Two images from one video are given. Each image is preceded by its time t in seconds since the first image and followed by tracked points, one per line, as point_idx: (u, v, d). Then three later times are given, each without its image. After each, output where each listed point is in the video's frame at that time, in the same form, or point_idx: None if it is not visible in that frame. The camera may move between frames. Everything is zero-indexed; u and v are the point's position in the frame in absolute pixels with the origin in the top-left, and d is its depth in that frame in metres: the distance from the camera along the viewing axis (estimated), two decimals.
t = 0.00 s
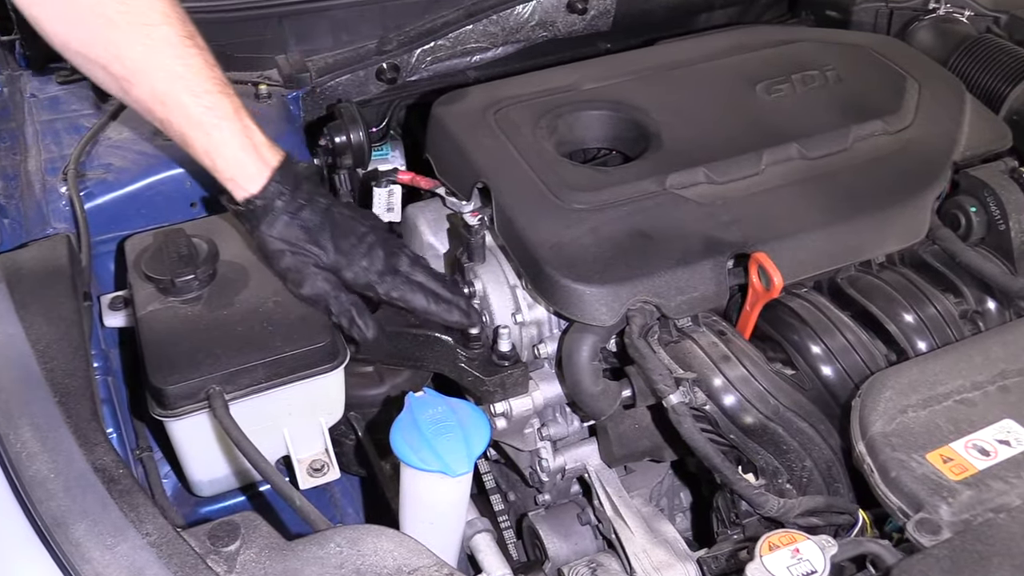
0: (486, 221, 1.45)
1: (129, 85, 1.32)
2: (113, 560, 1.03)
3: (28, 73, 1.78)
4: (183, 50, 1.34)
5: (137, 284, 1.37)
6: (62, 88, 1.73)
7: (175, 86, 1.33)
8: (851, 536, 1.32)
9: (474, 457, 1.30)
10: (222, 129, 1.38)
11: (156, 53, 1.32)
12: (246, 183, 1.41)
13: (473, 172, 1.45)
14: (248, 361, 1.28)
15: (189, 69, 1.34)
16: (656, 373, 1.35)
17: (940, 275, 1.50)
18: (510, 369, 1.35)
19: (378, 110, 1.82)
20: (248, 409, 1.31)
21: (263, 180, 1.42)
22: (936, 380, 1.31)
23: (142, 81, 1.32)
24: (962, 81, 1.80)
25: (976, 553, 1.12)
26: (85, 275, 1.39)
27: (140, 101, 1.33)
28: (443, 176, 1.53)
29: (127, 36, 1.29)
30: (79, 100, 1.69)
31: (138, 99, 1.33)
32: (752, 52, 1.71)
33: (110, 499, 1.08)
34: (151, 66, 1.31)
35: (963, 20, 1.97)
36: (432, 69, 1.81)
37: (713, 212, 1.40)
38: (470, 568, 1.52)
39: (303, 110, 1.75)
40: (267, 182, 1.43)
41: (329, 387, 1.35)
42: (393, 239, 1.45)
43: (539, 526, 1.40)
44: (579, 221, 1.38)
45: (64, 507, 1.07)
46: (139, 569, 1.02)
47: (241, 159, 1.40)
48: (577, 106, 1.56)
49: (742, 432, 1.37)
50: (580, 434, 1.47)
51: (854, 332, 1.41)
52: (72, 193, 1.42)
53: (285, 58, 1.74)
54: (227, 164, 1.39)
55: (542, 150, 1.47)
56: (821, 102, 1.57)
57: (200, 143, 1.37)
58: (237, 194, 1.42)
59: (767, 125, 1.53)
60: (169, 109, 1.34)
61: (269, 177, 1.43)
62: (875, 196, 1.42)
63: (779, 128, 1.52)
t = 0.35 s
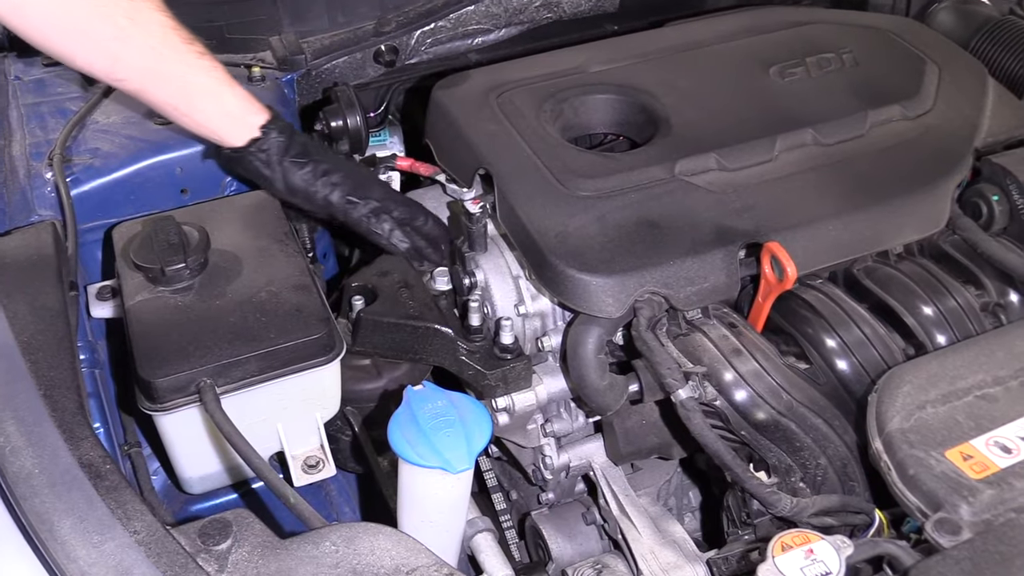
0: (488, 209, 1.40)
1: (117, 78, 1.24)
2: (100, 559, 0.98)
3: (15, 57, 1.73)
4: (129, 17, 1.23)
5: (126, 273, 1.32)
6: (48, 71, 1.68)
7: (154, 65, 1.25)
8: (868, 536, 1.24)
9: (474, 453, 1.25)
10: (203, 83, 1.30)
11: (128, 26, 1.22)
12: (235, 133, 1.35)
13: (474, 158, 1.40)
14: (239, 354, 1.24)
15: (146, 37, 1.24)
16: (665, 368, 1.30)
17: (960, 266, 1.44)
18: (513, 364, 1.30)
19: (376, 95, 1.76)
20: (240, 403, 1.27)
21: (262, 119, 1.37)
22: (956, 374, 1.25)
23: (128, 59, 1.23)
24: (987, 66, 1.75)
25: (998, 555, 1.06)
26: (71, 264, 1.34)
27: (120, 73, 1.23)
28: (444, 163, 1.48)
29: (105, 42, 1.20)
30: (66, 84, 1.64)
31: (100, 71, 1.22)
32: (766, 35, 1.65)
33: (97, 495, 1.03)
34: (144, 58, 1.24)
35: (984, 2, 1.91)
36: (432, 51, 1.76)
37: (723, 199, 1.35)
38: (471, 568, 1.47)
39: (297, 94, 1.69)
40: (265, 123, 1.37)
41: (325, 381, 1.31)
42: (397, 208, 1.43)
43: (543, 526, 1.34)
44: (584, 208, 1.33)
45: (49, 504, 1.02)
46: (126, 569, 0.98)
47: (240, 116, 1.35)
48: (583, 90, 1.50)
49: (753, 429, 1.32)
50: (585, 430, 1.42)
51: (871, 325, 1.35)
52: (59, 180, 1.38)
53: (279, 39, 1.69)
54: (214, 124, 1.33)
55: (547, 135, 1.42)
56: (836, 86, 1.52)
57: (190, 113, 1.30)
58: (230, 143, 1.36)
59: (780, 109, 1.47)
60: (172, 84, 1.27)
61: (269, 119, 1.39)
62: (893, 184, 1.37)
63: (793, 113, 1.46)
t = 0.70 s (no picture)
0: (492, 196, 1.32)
1: (118, 69, 1.18)
2: (81, 568, 0.91)
3: None
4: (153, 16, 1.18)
5: (109, 266, 1.25)
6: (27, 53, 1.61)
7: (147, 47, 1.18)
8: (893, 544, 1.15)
9: (477, 455, 1.18)
10: (232, 84, 1.25)
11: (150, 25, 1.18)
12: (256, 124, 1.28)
13: (476, 142, 1.33)
14: (229, 350, 1.18)
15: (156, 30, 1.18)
16: (678, 365, 1.23)
17: (992, 255, 1.37)
18: (518, 360, 1.23)
19: (372, 76, 1.68)
20: (230, 403, 1.20)
21: (276, 110, 1.29)
22: (988, 370, 1.17)
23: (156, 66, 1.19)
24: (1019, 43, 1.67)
25: None
26: (51, 256, 1.28)
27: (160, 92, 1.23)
28: (444, 148, 1.41)
29: (119, 29, 1.14)
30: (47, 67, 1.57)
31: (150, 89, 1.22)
32: (784, 11, 1.57)
33: (80, 501, 0.96)
34: (132, 41, 1.16)
35: None
36: (431, 29, 1.67)
37: (740, 185, 1.28)
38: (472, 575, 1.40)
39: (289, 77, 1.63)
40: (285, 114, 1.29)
41: (319, 379, 1.24)
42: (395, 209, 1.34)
43: (549, 533, 1.27)
44: (593, 195, 1.25)
45: (28, 509, 0.95)
46: None
47: (251, 105, 1.28)
48: (592, 70, 1.43)
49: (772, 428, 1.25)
50: (594, 431, 1.34)
51: (897, 319, 1.27)
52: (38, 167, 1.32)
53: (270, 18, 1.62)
54: (230, 117, 1.27)
55: (553, 118, 1.34)
56: (859, 65, 1.44)
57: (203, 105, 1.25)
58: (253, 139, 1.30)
59: (800, 89, 1.39)
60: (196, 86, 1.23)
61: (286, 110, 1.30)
62: (921, 169, 1.29)
63: (814, 93, 1.38)
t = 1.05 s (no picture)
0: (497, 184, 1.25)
1: (132, 107, 1.08)
2: None
3: None
4: (176, 63, 1.08)
5: (89, 259, 1.19)
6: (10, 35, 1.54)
7: (155, 92, 1.07)
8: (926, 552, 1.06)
9: (482, 458, 1.10)
10: (234, 142, 1.11)
11: (164, 72, 1.08)
12: (253, 187, 1.12)
13: (479, 126, 1.26)
14: (218, 347, 1.11)
15: (169, 77, 1.08)
16: (695, 362, 1.15)
17: None
18: (524, 358, 1.16)
19: (369, 56, 1.61)
20: (219, 405, 1.14)
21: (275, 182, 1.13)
22: None
23: (167, 115, 1.08)
24: None
25: None
26: (28, 248, 1.21)
27: (158, 133, 1.10)
28: (445, 132, 1.33)
29: (122, 62, 1.05)
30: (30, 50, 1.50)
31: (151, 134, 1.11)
32: None
33: (60, 508, 0.89)
34: (137, 75, 1.06)
35: None
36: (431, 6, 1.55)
37: (761, 171, 1.20)
38: None
39: (280, 56, 1.57)
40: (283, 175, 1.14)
41: (314, 378, 1.17)
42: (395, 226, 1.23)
43: (557, 541, 1.20)
44: (604, 182, 1.18)
45: (5, 516, 0.88)
46: None
47: (254, 159, 1.12)
48: (603, 49, 1.35)
49: (794, 430, 1.18)
50: (606, 433, 1.27)
51: (928, 313, 1.19)
52: (14, 154, 1.26)
53: None
54: (229, 168, 1.11)
55: (561, 100, 1.27)
56: (886, 43, 1.36)
57: (202, 159, 1.11)
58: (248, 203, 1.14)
59: (825, 68, 1.31)
60: (197, 140, 1.10)
61: (288, 176, 1.15)
62: (954, 153, 1.21)
63: (839, 72, 1.30)
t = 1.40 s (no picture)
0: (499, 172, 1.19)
1: (30, 13, 1.08)
2: None
3: None
4: None
5: (69, 254, 1.13)
6: None
7: None
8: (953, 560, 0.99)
9: (483, 461, 1.04)
10: (140, 49, 1.11)
11: None
12: (160, 85, 1.12)
13: (479, 111, 1.19)
14: (206, 346, 1.05)
15: None
16: (709, 361, 1.09)
17: None
18: (529, 356, 1.10)
19: (363, 38, 1.54)
20: (207, 407, 1.08)
21: (179, 79, 1.13)
22: None
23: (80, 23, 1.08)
24: None
25: None
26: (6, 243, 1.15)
27: (67, 41, 1.10)
28: (444, 118, 1.27)
29: None
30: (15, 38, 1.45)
31: (63, 44, 1.11)
32: None
33: (37, 515, 0.81)
34: None
35: None
36: None
37: (778, 157, 1.14)
38: None
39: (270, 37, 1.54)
40: (182, 74, 1.13)
41: (307, 379, 1.11)
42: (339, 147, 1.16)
43: (564, 549, 1.14)
44: (613, 170, 1.12)
45: None
46: None
47: (159, 61, 1.13)
48: (612, 30, 1.29)
49: (814, 431, 1.11)
50: (616, 435, 1.20)
51: (955, 307, 1.13)
52: None
53: None
54: (133, 70, 1.11)
55: (568, 83, 1.21)
56: (908, 23, 1.29)
57: (108, 64, 1.11)
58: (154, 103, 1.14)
59: (845, 49, 1.25)
60: (101, 46, 1.10)
61: (191, 78, 1.14)
62: (983, 138, 1.15)
63: (861, 53, 1.24)
